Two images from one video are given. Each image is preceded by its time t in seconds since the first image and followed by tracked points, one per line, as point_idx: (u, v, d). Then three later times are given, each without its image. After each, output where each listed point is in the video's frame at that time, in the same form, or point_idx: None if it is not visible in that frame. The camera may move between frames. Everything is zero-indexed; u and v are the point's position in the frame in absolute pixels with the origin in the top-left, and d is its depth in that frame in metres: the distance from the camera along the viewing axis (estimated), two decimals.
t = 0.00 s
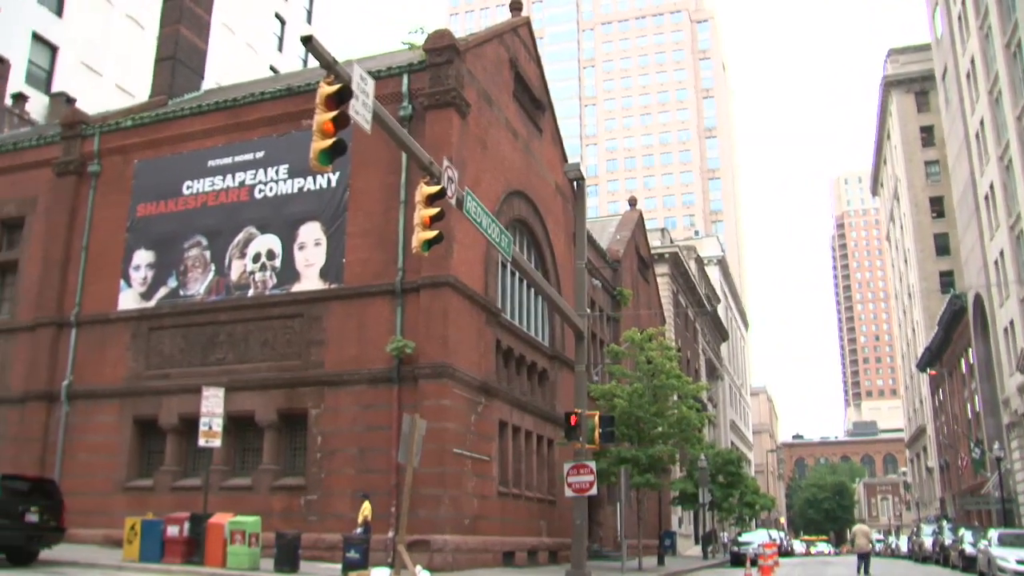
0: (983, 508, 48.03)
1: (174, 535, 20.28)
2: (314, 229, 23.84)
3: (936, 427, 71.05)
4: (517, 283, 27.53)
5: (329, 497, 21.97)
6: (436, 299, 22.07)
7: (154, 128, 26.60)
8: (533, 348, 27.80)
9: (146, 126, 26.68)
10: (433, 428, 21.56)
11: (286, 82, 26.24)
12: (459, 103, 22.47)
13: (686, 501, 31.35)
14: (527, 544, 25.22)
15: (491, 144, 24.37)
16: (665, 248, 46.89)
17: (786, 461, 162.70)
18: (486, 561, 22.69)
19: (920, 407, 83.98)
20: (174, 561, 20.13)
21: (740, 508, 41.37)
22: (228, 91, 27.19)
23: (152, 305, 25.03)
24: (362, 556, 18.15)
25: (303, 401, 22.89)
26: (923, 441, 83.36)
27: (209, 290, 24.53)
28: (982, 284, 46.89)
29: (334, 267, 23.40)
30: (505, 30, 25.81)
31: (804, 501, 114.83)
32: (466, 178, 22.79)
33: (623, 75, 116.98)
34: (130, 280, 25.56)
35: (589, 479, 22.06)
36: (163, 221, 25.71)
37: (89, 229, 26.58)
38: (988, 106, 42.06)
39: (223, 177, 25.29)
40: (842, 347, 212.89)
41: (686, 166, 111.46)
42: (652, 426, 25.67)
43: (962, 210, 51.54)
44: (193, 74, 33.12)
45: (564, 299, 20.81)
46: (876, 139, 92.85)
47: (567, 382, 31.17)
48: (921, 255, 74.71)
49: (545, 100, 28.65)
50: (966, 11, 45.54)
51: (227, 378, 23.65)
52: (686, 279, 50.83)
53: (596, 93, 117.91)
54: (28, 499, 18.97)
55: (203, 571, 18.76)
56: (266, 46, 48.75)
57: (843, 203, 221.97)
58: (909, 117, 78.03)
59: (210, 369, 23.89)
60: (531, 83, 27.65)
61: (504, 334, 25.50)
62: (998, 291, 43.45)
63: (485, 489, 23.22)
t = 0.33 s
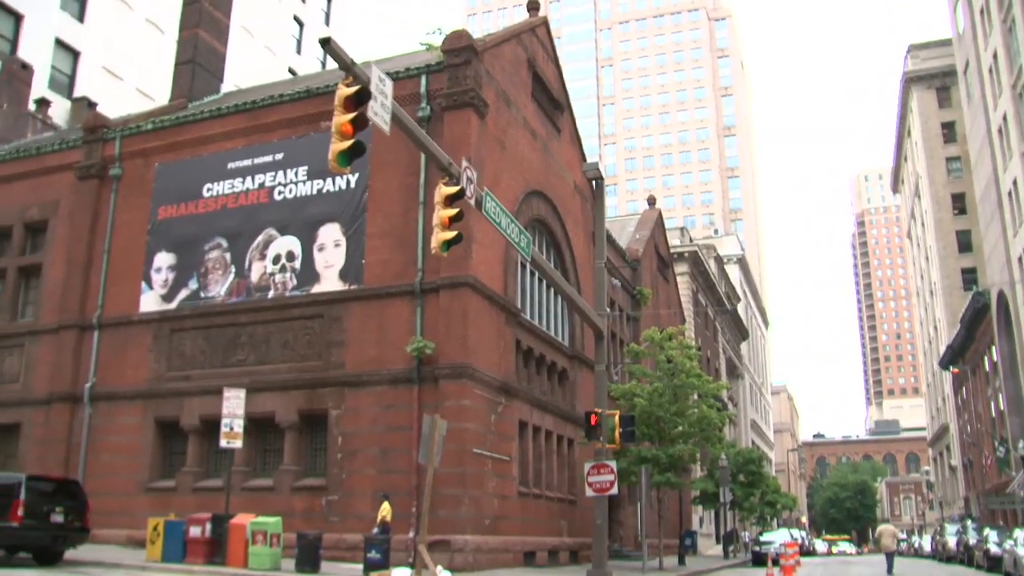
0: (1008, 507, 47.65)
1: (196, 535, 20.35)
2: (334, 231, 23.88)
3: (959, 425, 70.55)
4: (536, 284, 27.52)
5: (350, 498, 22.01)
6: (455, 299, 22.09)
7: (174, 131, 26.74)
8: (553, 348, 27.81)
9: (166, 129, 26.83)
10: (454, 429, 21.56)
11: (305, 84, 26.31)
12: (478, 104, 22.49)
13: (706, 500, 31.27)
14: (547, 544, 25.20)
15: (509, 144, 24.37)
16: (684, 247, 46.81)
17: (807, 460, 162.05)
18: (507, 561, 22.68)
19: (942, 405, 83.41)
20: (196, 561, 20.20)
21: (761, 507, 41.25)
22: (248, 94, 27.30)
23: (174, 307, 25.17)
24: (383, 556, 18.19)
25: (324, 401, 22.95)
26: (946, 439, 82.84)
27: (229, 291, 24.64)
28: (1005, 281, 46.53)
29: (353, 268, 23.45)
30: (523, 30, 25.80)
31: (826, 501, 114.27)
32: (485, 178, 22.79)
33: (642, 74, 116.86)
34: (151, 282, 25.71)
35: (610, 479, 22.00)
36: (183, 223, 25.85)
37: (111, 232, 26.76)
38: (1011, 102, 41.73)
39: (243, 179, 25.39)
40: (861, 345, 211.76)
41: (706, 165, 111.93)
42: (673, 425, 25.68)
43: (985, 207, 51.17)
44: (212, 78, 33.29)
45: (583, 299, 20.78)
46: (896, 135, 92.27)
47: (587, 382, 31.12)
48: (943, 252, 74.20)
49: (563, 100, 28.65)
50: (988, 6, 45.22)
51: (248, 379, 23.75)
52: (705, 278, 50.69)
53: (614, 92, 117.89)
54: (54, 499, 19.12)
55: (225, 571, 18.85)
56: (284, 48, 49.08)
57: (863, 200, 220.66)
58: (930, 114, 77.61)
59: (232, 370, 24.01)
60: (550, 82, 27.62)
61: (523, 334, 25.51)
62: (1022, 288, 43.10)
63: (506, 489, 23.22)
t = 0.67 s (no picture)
0: None
1: (220, 536, 20.46)
2: (355, 231, 23.96)
3: (985, 423, 69.94)
4: (558, 283, 27.53)
5: (373, 498, 22.07)
6: (477, 300, 22.10)
7: (196, 134, 26.89)
8: (575, 348, 27.82)
9: (188, 132, 26.98)
10: (476, 429, 21.58)
11: (325, 86, 26.39)
12: (498, 104, 22.51)
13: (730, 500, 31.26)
14: (570, 543, 25.19)
15: (529, 145, 24.37)
16: (706, 245, 46.66)
17: (830, 460, 161.29)
18: (530, 561, 22.68)
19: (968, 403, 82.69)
20: (220, 561, 20.31)
21: (784, 506, 41.16)
22: (268, 97, 27.43)
23: (197, 309, 25.33)
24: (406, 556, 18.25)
25: (346, 402, 23.02)
26: (972, 437, 82.14)
27: (252, 293, 24.76)
28: None
29: (375, 269, 23.50)
30: (542, 30, 25.79)
31: (851, 500, 113.79)
32: (506, 178, 22.80)
33: (661, 72, 117.94)
34: (174, 285, 25.89)
35: (632, 479, 21.91)
36: (205, 225, 26.00)
37: (134, 235, 26.97)
38: None
39: (265, 181, 25.52)
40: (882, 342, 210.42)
41: (726, 163, 111.81)
42: (696, 424, 25.64)
43: (1011, 203, 50.68)
44: (234, 81, 33.49)
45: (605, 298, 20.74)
46: (919, 130, 91.53)
47: (609, 382, 31.08)
48: (968, 249, 73.50)
49: (584, 99, 28.62)
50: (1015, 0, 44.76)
51: (271, 380, 23.88)
52: (727, 277, 50.56)
53: (634, 91, 118.61)
54: (80, 500, 19.26)
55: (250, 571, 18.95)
56: (305, 51, 49.44)
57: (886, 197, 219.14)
58: (954, 109, 77.12)
59: (255, 371, 24.14)
60: (569, 81, 27.60)
61: (545, 334, 25.51)
62: None
63: (528, 489, 23.20)
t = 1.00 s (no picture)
0: None
1: (244, 537, 20.54)
2: (376, 232, 24.02)
3: (1012, 421, 69.34)
4: (579, 283, 27.52)
5: (395, 499, 22.09)
6: (498, 300, 22.09)
7: (217, 137, 27.06)
8: (596, 347, 27.84)
9: (210, 135, 27.15)
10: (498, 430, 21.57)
11: (345, 87, 26.46)
12: (517, 104, 22.50)
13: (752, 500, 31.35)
14: (593, 543, 25.17)
15: (549, 145, 24.36)
16: (727, 244, 46.55)
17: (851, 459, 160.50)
18: (552, 562, 22.65)
19: (993, 402, 81.93)
20: (244, 562, 20.39)
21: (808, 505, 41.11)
22: (289, 99, 27.54)
23: (219, 311, 25.48)
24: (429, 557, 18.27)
25: (368, 403, 23.06)
26: (997, 435, 81.41)
27: (273, 294, 24.86)
28: None
29: (396, 270, 23.54)
30: (561, 30, 25.77)
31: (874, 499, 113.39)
32: (526, 178, 22.80)
33: (682, 71, 119.26)
34: (196, 287, 26.04)
35: (655, 479, 21.67)
36: (226, 228, 26.14)
37: (157, 238, 27.14)
38: None
39: (286, 183, 25.63)
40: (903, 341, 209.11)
41: (747, 161, 113.54)
42: (718, 423, 25.58)
43: None
44: (254, 83, 33.68)
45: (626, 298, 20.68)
46: (942, 125, 90.89)
47: (631, 381, 31.05)
48: (992, 245, 72.85)
49: (603, 98, 28.58)
50: None
51: (293, 381, 23.98)
52: (749, 276, 50.46)
53: (654, 89, 120.62)
54: (105, 501, 19.37)
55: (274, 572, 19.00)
56: (325, 52, 49.77)
57: (908, 194, 217.63)
58: (978, 104, 76.73)
59: (277, 372, 24.25)
60: (589, 80, 27.57)
61: (566, 334, 25.52)
62: None
63: (551, 489, 23.18)
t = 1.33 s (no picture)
0: None
1: (265, 537, 20.63)
2: (395, 233, 24.07)
3: None
4: (598, 282, 27.50)
5: (416, 499, 22.11)
6: (517, 300, 22.07)
7: (236, 139, 27.19)
8: (616, 347, 27.83)
9: (229, 137, 27.30)
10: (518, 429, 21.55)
11: (363, 88, 26.53)
12: (536, 104, 22.49)
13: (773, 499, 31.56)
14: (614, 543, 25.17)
15: (567, 145, 24.33)
16: (746, 242, 46.43)
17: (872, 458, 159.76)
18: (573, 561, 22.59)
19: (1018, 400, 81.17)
20: (265, 562, 20.43)
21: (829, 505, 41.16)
22: (307, 101, 27.64)
23: (239, 312, 25.60)
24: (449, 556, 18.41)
25: (388, 403, 23.11)
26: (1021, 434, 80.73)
27: (293, 296, 24.95)
28: None
29: (416, 271, 23.57)
30: (579, 29, 25.74)
31: (897, 499, 113.00)
32: (545, 178, 22.78)
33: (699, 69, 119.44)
34: (216, 288, 26.17)
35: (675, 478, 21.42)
36: (246, 230, 26.26)
37: (177, 240, 27.31)
38: None
39: (305, 185, 25.73)
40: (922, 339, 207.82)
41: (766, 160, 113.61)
42: (738, 423, 25.53)
43: None
44: (273, 85, 33.85)
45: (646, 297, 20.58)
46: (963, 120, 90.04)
47: (651, 381, 31.01)
48: (1015, 242, 72.18)
49: (621, 97, 28.55)
50: None
51: (313, 382, 24.05)
52: (769, 275, 50.31)
53: (672, 88, 120.99)
54: (128, 501, 19.48)
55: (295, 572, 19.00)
56: (343, 54, 50.01)
57: (929, 191, 216.17)
58: (1000, 99, 75.98)
59: (297, 373, 24.35)
60: (607, 79, 27.56)
61: (586, 334, 25.51)
62: None
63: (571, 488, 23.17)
